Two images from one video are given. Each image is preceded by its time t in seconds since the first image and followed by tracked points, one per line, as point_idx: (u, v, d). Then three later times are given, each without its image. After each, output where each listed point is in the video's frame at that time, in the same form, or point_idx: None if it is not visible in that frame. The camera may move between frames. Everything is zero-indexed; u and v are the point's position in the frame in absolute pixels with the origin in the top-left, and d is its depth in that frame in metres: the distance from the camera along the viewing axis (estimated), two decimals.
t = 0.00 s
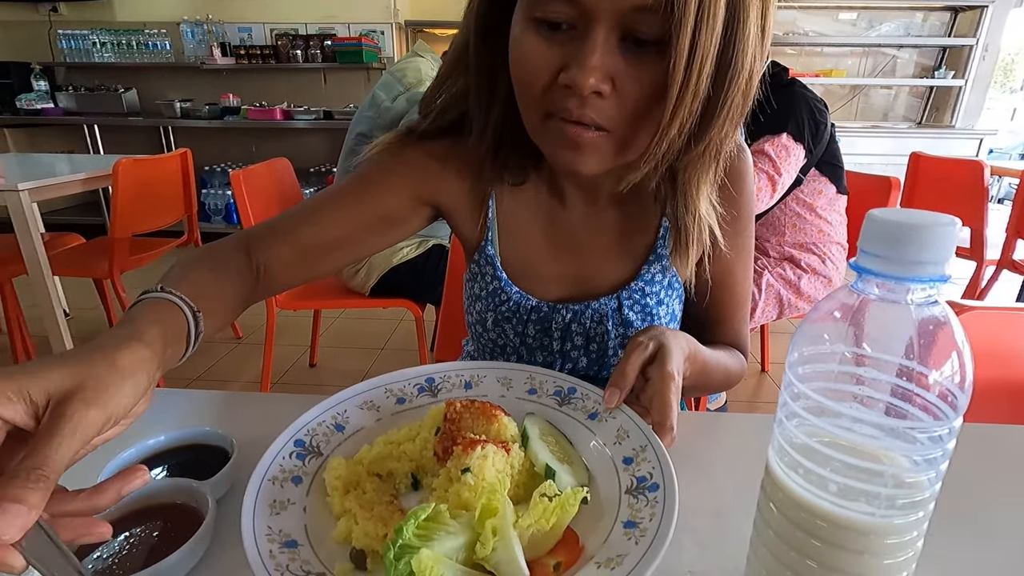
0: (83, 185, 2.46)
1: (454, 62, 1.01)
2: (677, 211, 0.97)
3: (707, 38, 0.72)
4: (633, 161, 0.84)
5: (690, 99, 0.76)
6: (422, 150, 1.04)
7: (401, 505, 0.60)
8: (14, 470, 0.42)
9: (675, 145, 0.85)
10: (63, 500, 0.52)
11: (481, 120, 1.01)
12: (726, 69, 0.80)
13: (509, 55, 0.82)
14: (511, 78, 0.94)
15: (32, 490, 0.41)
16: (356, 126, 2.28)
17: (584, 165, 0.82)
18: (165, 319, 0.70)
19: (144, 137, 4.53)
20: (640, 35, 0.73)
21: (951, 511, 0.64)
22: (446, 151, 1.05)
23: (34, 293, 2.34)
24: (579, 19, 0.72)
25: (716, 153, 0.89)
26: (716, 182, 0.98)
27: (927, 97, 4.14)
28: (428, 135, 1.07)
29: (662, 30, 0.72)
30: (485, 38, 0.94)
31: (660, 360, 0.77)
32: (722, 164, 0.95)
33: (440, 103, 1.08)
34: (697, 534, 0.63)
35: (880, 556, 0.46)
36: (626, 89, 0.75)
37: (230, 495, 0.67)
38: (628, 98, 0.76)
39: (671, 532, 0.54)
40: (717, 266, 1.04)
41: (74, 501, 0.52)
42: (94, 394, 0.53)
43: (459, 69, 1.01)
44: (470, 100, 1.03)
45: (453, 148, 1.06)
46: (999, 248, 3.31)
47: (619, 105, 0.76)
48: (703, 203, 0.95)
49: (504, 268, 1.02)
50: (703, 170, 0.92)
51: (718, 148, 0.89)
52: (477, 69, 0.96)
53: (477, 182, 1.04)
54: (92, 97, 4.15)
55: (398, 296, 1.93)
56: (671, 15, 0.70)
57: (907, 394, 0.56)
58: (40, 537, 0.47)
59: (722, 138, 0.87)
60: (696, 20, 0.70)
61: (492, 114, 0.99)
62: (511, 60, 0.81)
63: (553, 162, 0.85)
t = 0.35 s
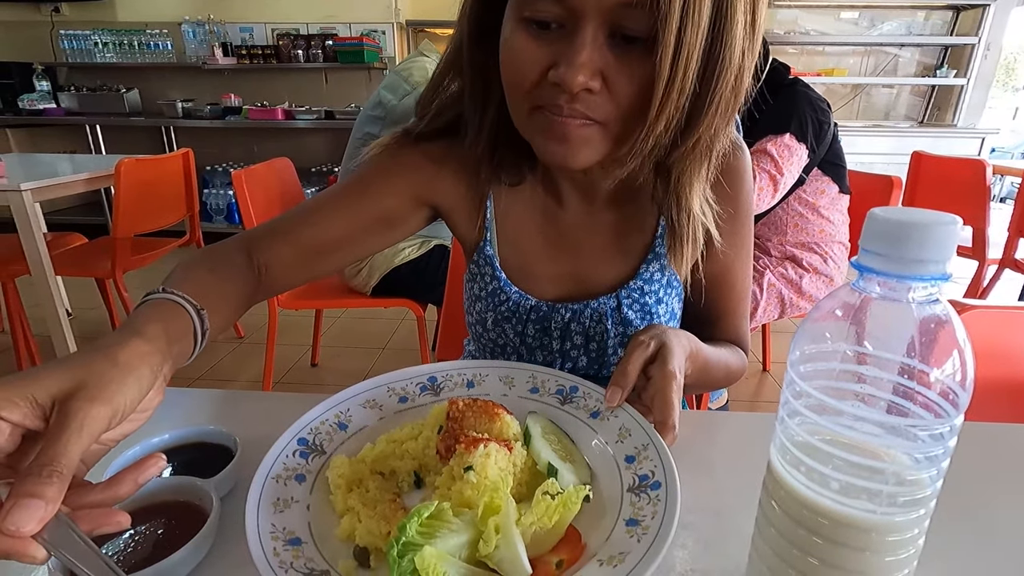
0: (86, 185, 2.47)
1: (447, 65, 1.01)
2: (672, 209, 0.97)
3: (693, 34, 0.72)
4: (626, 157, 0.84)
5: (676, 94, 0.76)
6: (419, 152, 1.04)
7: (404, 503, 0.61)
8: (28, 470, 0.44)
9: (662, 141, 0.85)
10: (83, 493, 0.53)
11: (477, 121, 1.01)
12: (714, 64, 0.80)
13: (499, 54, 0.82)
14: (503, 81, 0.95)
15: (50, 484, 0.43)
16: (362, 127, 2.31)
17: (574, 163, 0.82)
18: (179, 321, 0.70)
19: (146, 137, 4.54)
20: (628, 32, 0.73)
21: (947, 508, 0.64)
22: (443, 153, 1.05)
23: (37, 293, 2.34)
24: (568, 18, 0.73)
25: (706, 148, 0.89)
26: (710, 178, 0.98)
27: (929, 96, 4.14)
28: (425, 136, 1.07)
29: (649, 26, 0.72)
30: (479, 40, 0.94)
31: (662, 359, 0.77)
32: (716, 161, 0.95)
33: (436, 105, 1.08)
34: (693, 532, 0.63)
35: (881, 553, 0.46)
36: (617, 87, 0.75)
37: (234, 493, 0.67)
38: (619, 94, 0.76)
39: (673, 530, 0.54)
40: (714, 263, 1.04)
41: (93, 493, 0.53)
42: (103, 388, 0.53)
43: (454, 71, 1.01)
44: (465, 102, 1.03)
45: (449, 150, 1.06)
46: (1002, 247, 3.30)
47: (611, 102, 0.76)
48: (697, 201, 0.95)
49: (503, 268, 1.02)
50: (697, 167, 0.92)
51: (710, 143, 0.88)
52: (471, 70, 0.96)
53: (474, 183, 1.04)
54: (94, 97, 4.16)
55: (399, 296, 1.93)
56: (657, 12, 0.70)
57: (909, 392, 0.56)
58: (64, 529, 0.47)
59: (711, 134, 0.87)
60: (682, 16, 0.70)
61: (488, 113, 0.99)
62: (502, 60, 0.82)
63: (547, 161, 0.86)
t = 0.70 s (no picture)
0: (86, 185, 2.47)
1: (450, 63, 1.01)
2: (673, 210, 0.97)
3: (696, 33, 0.72)
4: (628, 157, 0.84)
5: (678, 94, 0.76)
6: (420, 151, 1.04)
7: (404, 503, 0.61)
8: (60, 433, 0.46)
9: (665, 141, 0.85)
10: (101, 466, 0.53)
11: (478, 120, 1.01)
12: (716, 66, 0.80)
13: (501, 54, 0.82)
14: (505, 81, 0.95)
15: (79, 447, 0.45)
16: (361, 127, 2.33)
17: (576, 163, 0.82)
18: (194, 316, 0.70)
19: (146, 137, 4.53)
20: (630, 32, 0.73)
21: (949, 507, 0.64)
22: (443, 153, 1.05)
23: (37, 293, 2.34)
24: (569, 17, 0.73)
25: (710, 148, 0.89)
26: (712, 178, 0.98)
27: (929, 95, 4.13)
28: (425, 136, 1.07)
29: (652, 27, 0.72)
30: (480, 40, 0.94)
31: (663, 358, 0.76)
32: (717, 160, 0.95)
33: (436, 105, 1.08)
34: (694, 531, 0.63)
35: (882, 551, 0.46)
36: (619, 87, 0.75)
37: (234, 493, 0.67)
38: (621, 93, 0.75)
39: (673, 530, 0.54)
40: (716, 263, 1.04)
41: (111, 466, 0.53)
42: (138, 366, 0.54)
43: (456, 70, 1.01)
44: (467, 101, 1.03)
45: (450, 149, 1.06)
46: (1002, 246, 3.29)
47: (612, 102, 0.76)
48: (699, 201, 0.95)
49: (504, 267, 1.02)
50: (698, 166, 0.92)
51: (712, 143, 0.88)
52: (473, 70, 0.96)
53: (476, 183, 1.04)
54: (95, 97, 4.16)
55: (400, 295, 1.93)
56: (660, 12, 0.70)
57: (910, 390, 0.56)
58: (84, 494, 0.47)
59: (715, 133, 0.87)
60: (684, 17, 0.70)
61: (488, 113, 0.99)
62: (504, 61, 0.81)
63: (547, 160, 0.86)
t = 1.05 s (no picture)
0: (89, 184, 2.47)
1: (455, 62, 1.01)
2: (674, 209, 0.97)
3: (699, 29, 0.72)
4: (630, 154, 0.84)
5: (681, 91, 0.76)
6: (423, 149, 1.04)
7: (406, 501, 0.61)
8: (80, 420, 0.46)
9: (667, 139, 0.85)
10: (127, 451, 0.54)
11: (481, 118, 1.01)
12: (719, 64, 0.80)
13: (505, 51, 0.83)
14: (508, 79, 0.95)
15: (99, 435, 0.45)
16: (358, 123, 2.31)
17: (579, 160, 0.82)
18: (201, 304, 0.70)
19: (148, 136, 4.54)
20: (635, 27, 0.73)
21: (950, 505, 0.64)
22: (445, 151, 1.05)
23: (40, 292, 2.34)
24: (575, 12, 0.73)
25: (712, 146, 0.89)
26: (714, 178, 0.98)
27: (932, 93, 4.12)
28: (428, 135, 1.07)
29: (657, 21, 0.72)
30: (483, 38, 0.94)
31: (664, 357, 0.77)
32: (720, 159, 0.95)
33: (438, 103, 1.08)
34: (696, 528, 0.63)
35: (883, 549, 0.46)
36: (623, 81, 0.75)
37: (238, 490, 0.67)
38: (626, 89, 0.76)
39: (675, 528, 0.54)
40: (719, 262, 1.04)
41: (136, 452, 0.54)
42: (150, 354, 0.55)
43: (461, 68, 1.01)
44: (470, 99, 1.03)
45: (453, 148, 1.06)
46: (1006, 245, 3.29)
47: (616, 96, 0.76)
48: (701, 201, 0.95)
49: (506, 266, 1.02)
50: (700, 165, 0.92)
51: (715, 141, 0.88)
52: (476, 68, 0.96)
53: (479, 182, 1.04)
54: (97, 96, 4.19)
55: (401, 294, 1.94)
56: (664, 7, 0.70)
57: (912, 389, 0.56)
58: (107, 480, 0.49)
59: (717, 132, 0.87)
60: (687, 13, 0.70)
61: (490, 112, 1.00)
62: (510, 57, 0.81)
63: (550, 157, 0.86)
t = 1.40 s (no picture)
0: (91, 181, 2.48)
1: (452, 65, 1.01)
2: (683, 201, 0.97)
3: (703, 13, 0.73)
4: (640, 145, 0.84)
5: (687, 77, 0.76)
6: (421, 149, 1.04)
7: (411, 495, 0.61)
8: (54, 428, 0.46)
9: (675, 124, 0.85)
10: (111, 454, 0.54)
11: (482, 121, 1.01)
12: (722, 49, 0.81)
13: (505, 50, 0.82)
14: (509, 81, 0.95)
15: (71, 443, 0.45)
16: (351, 121, 2.30)
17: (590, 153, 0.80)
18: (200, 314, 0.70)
19: (151, 133, 4.54)
20: (640, 11, 0.73)
21: (952, 502, 0.64)
22: (445, 153, 1.05)
23: (43, 288, 2.35)
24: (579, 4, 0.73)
25: (719, 132, 0.89)
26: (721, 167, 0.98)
27: (936, 92, 4.11)
28: (427, 136, 1.06)
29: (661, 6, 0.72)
30: (481, 41, 0.94)
31: (669, 354, 0.76)
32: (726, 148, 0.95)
33: (435, 107, 1.07)
34: (700, 525, 0.63)
35: (889, 544, 0.46)
36: (632, 70, 0.75)
37: (242, 485, 0.67)
38: (634, 80, 0.75)
39: (680, 523, 0.54)
40: (730, 255, 1.03)
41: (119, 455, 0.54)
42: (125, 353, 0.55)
43: (457, 70, 1.01)
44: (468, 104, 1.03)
45: (452, 150, 1.06)
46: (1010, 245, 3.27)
47: (624, 87, 0.76)
48: (711, 188, 0.95)
49: (509, 264, 1.02)
50: (709, 153, 0.92)
51: (721, 126, 0.89)
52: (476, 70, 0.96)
53: (481, 182, 1.04)
54: (100, 93, 4.19)
55: (403, 291, 1.94)
56: None
57: (918, 384, 0.56)
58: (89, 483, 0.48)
59: (723, 117, 0.87)
60: None
61: (492, 117, 1.00)
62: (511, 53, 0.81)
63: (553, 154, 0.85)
